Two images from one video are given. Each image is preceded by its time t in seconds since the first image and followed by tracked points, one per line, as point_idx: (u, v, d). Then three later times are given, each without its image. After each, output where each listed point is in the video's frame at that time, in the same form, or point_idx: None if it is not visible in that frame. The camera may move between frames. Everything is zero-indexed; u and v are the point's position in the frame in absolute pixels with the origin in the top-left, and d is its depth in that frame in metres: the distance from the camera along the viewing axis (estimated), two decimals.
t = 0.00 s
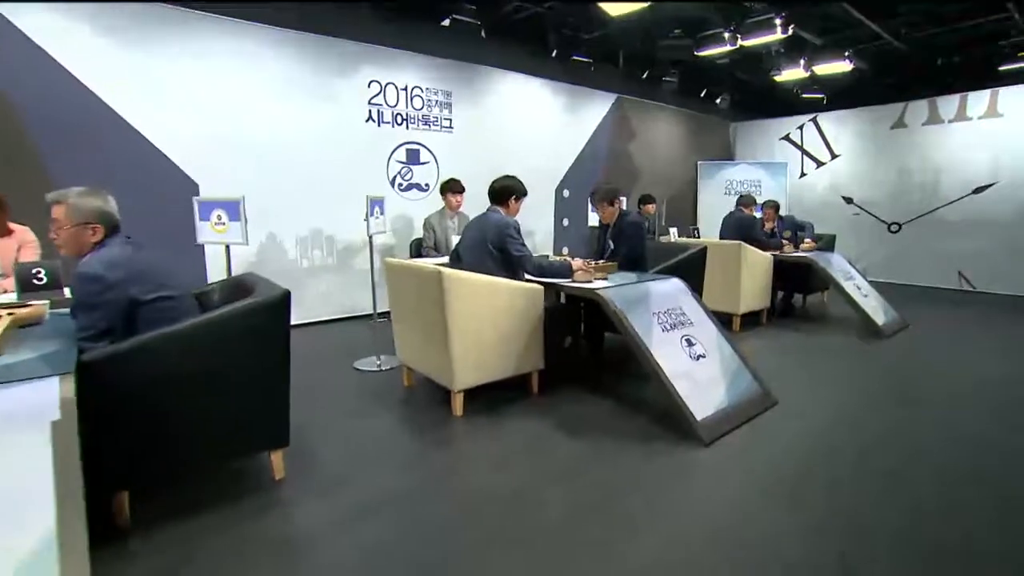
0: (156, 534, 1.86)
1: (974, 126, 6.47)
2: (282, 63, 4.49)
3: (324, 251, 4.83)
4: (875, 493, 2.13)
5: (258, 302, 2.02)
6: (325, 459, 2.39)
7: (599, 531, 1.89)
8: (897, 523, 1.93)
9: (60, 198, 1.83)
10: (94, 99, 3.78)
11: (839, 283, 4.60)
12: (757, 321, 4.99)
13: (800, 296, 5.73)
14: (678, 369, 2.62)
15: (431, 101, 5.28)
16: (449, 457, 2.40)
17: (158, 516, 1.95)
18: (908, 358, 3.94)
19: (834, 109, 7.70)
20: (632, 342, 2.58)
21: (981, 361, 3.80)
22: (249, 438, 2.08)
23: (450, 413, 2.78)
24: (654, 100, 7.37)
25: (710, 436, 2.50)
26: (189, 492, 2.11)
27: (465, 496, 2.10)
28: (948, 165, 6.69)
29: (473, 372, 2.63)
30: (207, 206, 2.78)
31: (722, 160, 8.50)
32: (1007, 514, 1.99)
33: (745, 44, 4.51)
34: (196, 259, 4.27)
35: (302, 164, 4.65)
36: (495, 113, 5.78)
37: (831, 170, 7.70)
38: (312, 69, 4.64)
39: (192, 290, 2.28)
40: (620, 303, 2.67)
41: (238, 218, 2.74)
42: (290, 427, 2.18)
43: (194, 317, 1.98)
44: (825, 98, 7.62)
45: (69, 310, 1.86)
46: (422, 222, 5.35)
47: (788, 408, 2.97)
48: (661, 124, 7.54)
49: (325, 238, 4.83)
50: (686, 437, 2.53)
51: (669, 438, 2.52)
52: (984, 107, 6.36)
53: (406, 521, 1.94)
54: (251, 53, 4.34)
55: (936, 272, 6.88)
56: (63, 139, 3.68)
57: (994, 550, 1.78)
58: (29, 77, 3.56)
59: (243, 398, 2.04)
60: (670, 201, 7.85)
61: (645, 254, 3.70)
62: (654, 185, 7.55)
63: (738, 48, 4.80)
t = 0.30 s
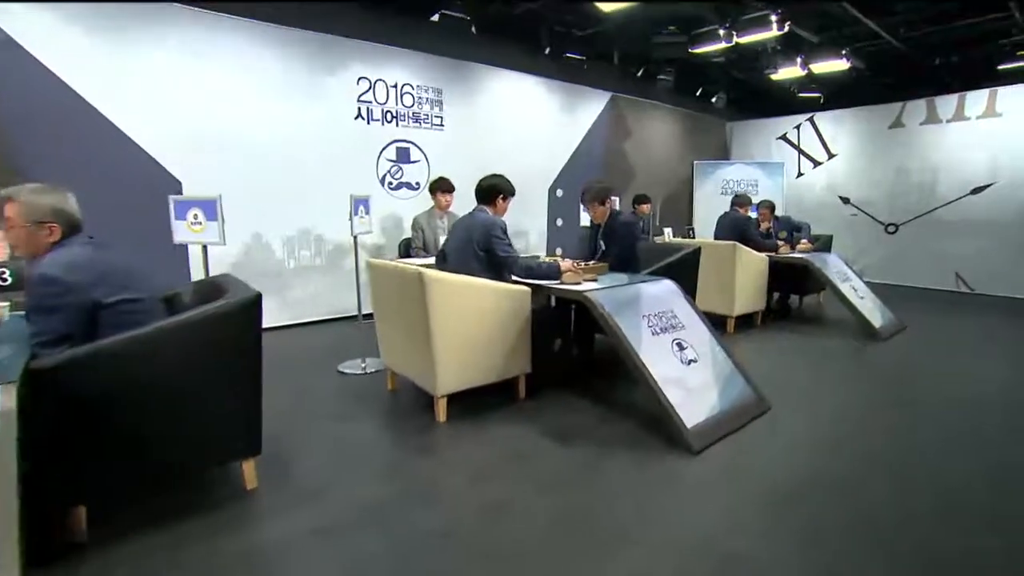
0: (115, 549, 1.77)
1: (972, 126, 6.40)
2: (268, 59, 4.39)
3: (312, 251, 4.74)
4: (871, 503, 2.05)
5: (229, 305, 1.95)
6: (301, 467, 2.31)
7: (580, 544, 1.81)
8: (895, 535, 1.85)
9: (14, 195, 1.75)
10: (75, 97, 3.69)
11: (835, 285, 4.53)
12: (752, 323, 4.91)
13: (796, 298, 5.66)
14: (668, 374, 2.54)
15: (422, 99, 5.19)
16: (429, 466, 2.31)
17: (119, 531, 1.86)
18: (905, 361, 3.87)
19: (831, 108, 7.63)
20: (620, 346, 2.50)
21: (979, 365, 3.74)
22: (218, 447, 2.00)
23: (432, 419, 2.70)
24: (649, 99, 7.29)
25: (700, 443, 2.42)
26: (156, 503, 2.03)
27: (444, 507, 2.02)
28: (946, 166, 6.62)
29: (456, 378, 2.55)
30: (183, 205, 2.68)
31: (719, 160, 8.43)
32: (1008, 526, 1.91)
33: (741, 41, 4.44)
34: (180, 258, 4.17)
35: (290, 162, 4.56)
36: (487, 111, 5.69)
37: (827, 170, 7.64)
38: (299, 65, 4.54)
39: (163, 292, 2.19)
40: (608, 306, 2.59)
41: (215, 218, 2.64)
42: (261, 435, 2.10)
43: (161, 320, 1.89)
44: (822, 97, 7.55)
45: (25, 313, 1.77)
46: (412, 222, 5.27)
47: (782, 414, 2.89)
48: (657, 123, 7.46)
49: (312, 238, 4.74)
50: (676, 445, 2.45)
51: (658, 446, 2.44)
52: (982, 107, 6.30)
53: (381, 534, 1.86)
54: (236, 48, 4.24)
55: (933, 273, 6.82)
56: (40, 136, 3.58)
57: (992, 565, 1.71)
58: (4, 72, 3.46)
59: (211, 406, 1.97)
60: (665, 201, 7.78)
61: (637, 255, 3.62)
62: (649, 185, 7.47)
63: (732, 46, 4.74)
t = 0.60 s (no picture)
0: (73, 564, 1.69)
1: (969, 127, 6.35)
2: (253, 56, 4.32)
3: (299, 252, 4.67)
4: (862, 513, 1.98)
5: (193, 309, 1.88)
6: (275, 475, 2.23)
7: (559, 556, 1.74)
8: (886, 549, 1.77)
9: None
10: (54, 94, 3.62)
11: (829, 287, 4.47)
12: (746, 326, 4.85)
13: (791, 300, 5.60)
14: (655, 380, 2.47)
15: (412, 97, 5.13)
16: (407, 473, 2.24)
17: (78, 544, 1.79)
18: (899, 364, 3.81)
19: (827, 109, 7.58)
20: (606, 351, 2.43)
21: (975, 369, 3.67)
22: (183, 456, 1.93)
23: (414, 425, 2.63)
24: (644, 99, 7.23)
25: (687, 451, 2.35)
26: (119, 515, 1.95)
27: (419, 517, 1.94)
28: (942, 167, 6.58)
29: (437, 383, 2.48)
30: (159, 205, 2.60)
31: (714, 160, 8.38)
32: (1003, 539, 1.84)
33: (734, 39, 4.39)
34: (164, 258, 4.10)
35: (276, 161, 4.49)
36: (478, 110, 5.63)
37: (823, 171, 7.59)
38: (285, 63, 4.47)
39: (134, 295, 2.13)
40: (595, 309, 2.53)
41: (191, 218, 2.57)
42: (230, 443, 2.03)
43: (123, 323, 1.83)
44: (817, 97, 7.51)
45: None
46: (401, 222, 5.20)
47: (773, 419, 2.82)
48: (651, 123, 7.40)
49: (299, 238, 4.67)
50: (663, 453, 2.38)
51: (643, 453, 2.38)
52: (978, 108, 6.25)
53: (351, 547, 1.78)
54: (221, 46, 4.17)
55: (928, 275, 6.76)
56: (17, 135, 3.51)
57: None
58: None
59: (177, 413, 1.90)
60: (660, 202, 7.72)
61: (627, 257, 3.56)
62: (643, 186, 7.41)
63: (726, 44, 4.69)
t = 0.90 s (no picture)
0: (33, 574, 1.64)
1: (967, 126, 6.30)
2: (243, 53, 4.25)
3: (288, 251, 4.61)
4: (852, 520, 1.93)
5: (163, 311, 1.82)
6: (252, 480, 2.18)
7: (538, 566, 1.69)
8: (876, 559, 1.72)
9: None
10: (34, 90, 3.53)
11: (824, 288, 4.42)
12: (741, 327, 4.80)
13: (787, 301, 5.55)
14: (643, 384, 2.41)
15: (404, 95, 5.07)
16: (387, 478, 2.19)
17: (40, 553, 1.74)
18: (894, 366, 3.75)
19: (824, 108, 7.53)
20: (593, 354, 2.37)
21: (971, 371, 3.62)
22: (152, 463, 1.87)
23: (397, 429, 2.57)
24: (640, 97, 7.17)
25: (675, 457, 2.29)
26: (88, 522, 1.90)
27: (397, 526, 1.88)
28: (940, 167, 6.53)
29: (422, 386, 2.43)
30: (137, 204, 2.55)
31: (711, 159, 8.33)
32: (997, 547, 1.78)
33: (729, 36, 4.34)
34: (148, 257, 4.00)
35: (265, 159, 4.43)
36: (472, 108, 5.57)
37: (820, 170, 7.54)
38: (276, 59, 4.40)
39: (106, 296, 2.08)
40: (582, 310, 2.47)
41: (169, 216, 2.51)
42: (202, 449, 1.97)
43: (90, 326, 1.78)
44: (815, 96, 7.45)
45: None
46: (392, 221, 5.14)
47: (764, 423, 2.77)
48: (648, 122, 7.34)
49: (289, 237, 4.61)
50: (650, 458, 2.33)
51: (630, 459, 2.32)
52: (977, 107, 6.20)
53: (325, 557, 1.72)
54: (210, 42, 4.09)
55: (926, 276, 6.71)
56: None
57: None
58: None
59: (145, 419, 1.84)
60: (656, 202, 7.66)
61: (619, 257, 3.50)
62: (640, 185, 7.35)
63: (720, 42, 4.64)
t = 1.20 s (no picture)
0: None
1: (966, 125, 6.26)
2: (233, 50, 4.21)
3: (279, 250, 4.57)
4: (845, 525, 1.88)
5: (137, 311, 1.77)
6: (233, 485, 2.13)
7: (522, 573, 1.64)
8: (869, 566, 1.67)
9: None
10: (17, 85, 3.48)
11: (821, 287, 4.37)
12: (736, 327, 4.75)
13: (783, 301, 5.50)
14: (631, 386, 2.37)
15: (397, 93, 5.03)
16: (370, 483, 2.14)
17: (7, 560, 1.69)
18: (891, 367, 3.71)
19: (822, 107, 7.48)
20: (581, 356, 2.33)
21: (968, 372, 3.58)
22: (125, 466, 1.82)
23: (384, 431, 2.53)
24: (636, 96, 7.13)
25: (664, 461, 2.25)
26: (59, 529, 1.85)
27: (376, 533, 1.83)
28: (938, 165, 6.48)
29: (408, 387, 2.39)
30: (119, 202, 2.51)
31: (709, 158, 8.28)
32: (994, 553, 1.74)
33: (725, 32, 4.30)
34: (137, 256, 3.94)
35: (255, 156, 4.38)
36: (466, 106, 5.53)
37: (818, 169, 7.49)
38: (267, 57, 4.36)
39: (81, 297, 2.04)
40: (571, 311, 2.43)
41: (150, 215, 2.46)
42: (177, 453, 1.92)
43: (59, 327, 1.74)
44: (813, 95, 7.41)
45: None
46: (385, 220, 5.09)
47: (758, 425, 2.73)
48: (645, 120, 7.28)
49: (280, 236, 4.58)
50: (639, 462, 2.28)
51: (619, 463, 2.28)
52: (976, 106, 6.15)
53: (302, 564, 1.68)
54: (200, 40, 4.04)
55: (924, 276, 6.66)
56: None
57: None
58: None
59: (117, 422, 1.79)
60: (653, 201, 7.61)
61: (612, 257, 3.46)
62: (636, 184, 7.30)
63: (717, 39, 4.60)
